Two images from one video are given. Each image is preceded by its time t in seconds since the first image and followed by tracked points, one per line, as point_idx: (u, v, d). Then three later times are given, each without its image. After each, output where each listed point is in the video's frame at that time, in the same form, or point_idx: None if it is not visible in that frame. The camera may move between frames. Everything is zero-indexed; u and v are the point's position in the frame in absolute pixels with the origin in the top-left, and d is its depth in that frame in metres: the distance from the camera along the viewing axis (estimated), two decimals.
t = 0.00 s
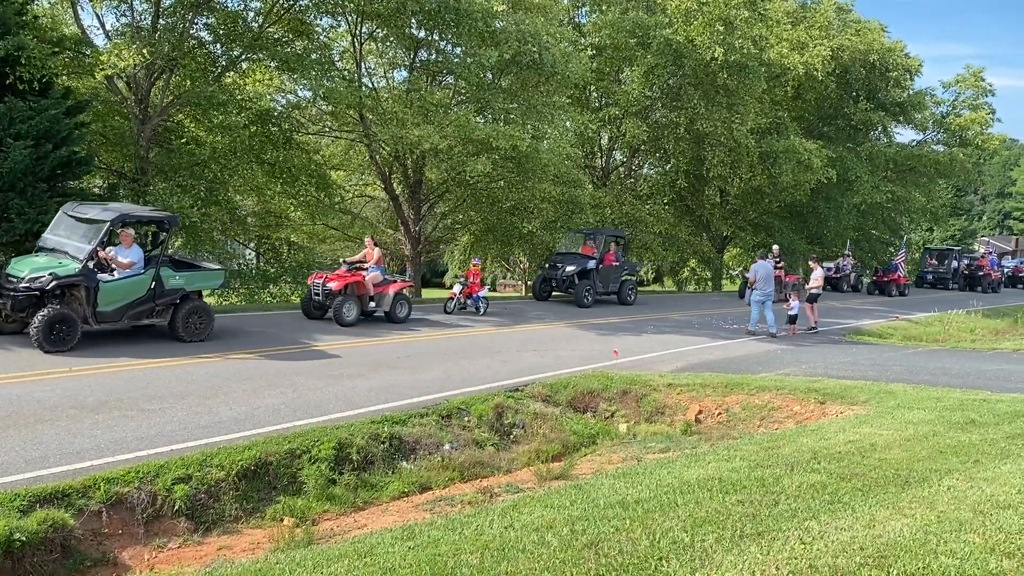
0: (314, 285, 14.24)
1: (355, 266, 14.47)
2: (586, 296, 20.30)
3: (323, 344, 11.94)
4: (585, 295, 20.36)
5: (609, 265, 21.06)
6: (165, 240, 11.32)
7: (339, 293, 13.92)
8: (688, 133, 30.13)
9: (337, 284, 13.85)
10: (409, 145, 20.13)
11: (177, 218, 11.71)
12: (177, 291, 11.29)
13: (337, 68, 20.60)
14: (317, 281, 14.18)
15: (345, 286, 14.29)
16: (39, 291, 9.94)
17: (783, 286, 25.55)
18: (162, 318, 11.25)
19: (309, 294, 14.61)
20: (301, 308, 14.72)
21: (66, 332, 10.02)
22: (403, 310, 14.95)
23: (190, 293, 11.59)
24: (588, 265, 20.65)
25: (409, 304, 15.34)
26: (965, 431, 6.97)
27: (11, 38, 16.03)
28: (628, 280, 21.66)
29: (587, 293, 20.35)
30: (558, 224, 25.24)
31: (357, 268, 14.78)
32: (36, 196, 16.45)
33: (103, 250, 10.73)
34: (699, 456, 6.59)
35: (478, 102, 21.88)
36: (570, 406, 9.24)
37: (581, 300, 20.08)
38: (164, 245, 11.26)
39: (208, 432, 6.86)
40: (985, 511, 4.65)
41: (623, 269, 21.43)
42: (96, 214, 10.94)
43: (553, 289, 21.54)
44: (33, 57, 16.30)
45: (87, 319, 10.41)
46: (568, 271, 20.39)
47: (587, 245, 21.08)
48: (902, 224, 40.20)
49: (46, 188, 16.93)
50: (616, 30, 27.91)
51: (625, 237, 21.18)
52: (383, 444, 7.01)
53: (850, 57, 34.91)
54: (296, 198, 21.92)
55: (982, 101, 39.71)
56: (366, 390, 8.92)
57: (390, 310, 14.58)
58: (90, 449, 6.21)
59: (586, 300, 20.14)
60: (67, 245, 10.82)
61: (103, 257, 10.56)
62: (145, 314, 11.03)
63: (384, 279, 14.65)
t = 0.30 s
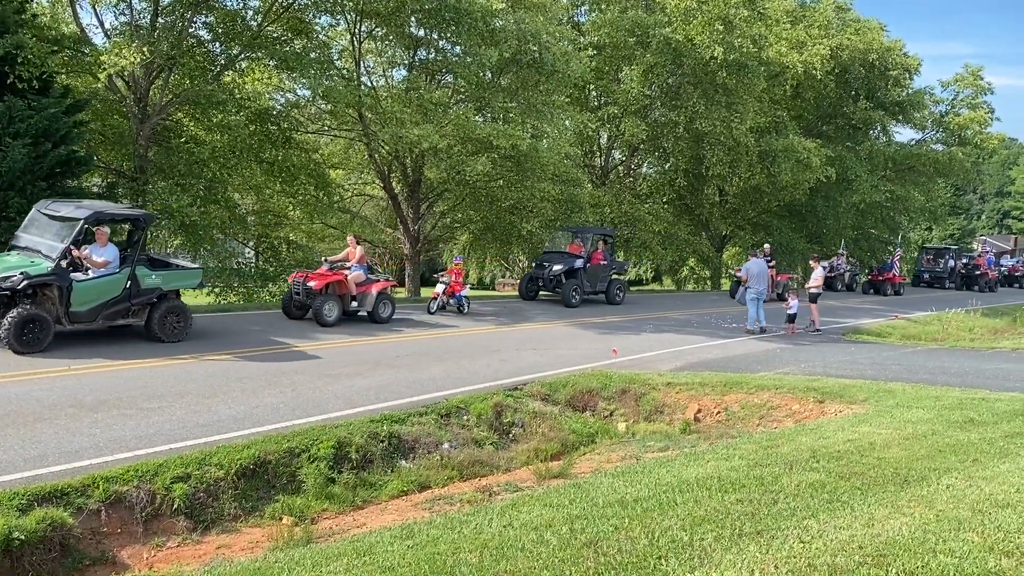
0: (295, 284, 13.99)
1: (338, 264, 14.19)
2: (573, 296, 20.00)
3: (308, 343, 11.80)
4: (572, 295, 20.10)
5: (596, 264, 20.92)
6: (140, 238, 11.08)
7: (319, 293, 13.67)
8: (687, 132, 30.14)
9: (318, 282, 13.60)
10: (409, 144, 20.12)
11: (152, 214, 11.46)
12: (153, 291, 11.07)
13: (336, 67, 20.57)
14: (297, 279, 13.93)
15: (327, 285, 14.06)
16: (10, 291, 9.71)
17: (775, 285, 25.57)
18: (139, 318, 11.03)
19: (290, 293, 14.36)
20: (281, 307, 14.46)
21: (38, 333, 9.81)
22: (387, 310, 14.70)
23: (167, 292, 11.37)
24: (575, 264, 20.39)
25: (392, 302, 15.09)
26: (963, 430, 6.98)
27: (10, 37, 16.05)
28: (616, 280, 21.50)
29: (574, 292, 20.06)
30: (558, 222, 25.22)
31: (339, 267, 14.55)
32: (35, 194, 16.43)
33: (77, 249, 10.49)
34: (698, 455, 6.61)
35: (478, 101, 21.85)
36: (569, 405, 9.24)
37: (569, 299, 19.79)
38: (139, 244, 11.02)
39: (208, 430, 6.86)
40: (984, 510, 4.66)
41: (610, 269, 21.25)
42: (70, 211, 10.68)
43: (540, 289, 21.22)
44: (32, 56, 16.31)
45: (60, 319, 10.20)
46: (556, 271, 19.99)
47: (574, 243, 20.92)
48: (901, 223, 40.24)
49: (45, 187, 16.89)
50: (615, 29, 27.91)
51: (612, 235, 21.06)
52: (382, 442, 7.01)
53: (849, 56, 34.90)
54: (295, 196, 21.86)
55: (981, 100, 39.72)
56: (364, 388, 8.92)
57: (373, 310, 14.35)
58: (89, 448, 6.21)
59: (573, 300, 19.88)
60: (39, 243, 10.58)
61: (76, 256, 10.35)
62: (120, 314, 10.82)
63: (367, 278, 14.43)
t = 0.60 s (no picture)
0: (274, 283, 13.78)
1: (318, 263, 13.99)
2: (562, 296, 19.63)
3: (286, 344, 11.59)
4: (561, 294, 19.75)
5: (585, 263, 20.74)
6: (114, 237, 10.88)
7: (298, 292, 13.46)
8: (686, 131, 30.17)
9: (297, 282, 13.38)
10: (409, 144, 20.15)
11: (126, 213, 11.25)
12: (128, 291, 10.87)
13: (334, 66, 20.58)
14: (277, 278, 13.71)
15: (306, 284, 13.84)
16: None
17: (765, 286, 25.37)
18: (114, 319, 10.85)
19: (269, 292, 14.15)
20: (261, 307, 14.25)
21: (8, 333, 9.67)
22: (368, 310, 14.49)
23: (143, 292, 11.16)
24: (563, 264, 20.13)
25: (374, 301, 14.87)
26: (962, 429, 7.00)
27: (9, 36, 16.04)
28: (605, 279, 21.25)
29: (563, 292, 19.72)
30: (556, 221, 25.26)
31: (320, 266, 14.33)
32: (34, 193, 16.39)
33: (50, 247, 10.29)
34: (697, 454, 6.62)
35: (478, 100, 21.87)
36: (567, 404, 9.24)
37: (557, 298, 19.40)
38: (114, 243, 10.84)
39: (207, 429, 6.86)
40: (983, 509, 4.67)
41: (599, 268, 21.04)
42: (42, 209, 10.43)
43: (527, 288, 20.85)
44: (31, 54, 16.28)
45: (31, 320, 10.01)
46: (545, 269, 19.64)
47: (563, 242, 20.74)
48: (899, 222, 40.32)
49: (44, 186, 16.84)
50: (614, 28, 27.94)
51: (600, 234, 20.94)
52: (381, 441, 7.01)
53: (848, 55, 34.94)
54: (293, 195, 21.90)
55: (979, 99, 39.81)
56: (363, 387, 8.93)
57: (353, 310, 14.12)
58: (88, 446, 6.21)
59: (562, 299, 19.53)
60: (9, 241, 10.31)
61: (49, 255, 10.26)
62: (94, 315, 10.63)
63: (348, 277, 14.21)
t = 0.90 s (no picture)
0: (251, 283, 13.46)
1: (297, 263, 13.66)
2: (551, 296, 19.46)
3: (263, 344, 11.36)
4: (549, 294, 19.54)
5: (574, 263, 20.44)
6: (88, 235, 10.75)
7: (275, 293, 13.15)
8: (685, 131, 30.15)
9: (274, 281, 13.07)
10: (409, 144, 20.16)
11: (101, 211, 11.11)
12: (102, 290, 10.73)
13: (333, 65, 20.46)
14: (254, 278, 13.41)
15: (284, 285, 13.54)
16: None
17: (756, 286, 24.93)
18: (88, 319, 10.70)
19: (246, 292, 13.84)
20: (238, 308, 13.95)
21: None
22: (349, 310, 14.18)
23: (117, 292, 11.03)
24: (552, 263, 19.84)
25: (355, 301, 14.58)
26: (960, 428, 7.01)
27: (8, 35, 16.06)
28: (594, 278, 21.04)
29: (551, 292, 19.52)
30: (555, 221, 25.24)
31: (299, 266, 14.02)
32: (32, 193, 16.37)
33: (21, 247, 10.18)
34: (695, 453, 6.62)
35: (476, 99, 21.86)
36: (566, 403, 9.24)
37: (545, 298, 19.24)
38: (87, 241, 10.70)
39: (204, 429, 6.85)
40: (980, 507, 4.67)
41: (588, 267, 20.77)
42: (13, 207, 10.27)
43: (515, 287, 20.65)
44: (31, 53, 16.26)
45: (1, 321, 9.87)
46: (533, 268, 19.44)
47: (552, 241, 20.38)
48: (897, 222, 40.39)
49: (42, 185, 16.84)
50: (613, 27, 27.96)
51: (591, 233, 20.54)
52: (380, 441, 7.00)
53: (847, 55, 34.98)
54: (292, 194, 21.68)
55: (977, 99, 39.88)
56: (362, 386, 8.94)
57: (333, 310, 13.81)
58: (86, 445, 6.21)
59: (550, 300, 19.34)
60: None
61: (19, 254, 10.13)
62: (67, 315, 10.48)
63: (327, 277, 13.91)
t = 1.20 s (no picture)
0: (229, 283, 13.20)
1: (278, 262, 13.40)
2: (540, 296, 19.06)
3: (246, 345, 11.22)
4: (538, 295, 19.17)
5: (563, 262, 20.13)
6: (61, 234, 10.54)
7: (254, 293, 12.89)
8: (683, 130, 30.16)
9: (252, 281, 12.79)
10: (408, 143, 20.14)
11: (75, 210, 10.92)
12: (74, 291, 10.47)
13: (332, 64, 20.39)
14: (232, 278, 13.13)
15: (263, 285, 13.26)
16: None
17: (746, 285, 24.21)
18: (60, 321, 10.41)
19: (225, 292, 13.57)
20: (217, 308, 13.66)
21: None
22: (330, 311, 13.89)
23: (90, 292, 10.77)
24: (540, 263, 19.49)
25: (338, 301, 14.35)
26: (958, 427, 7.01)
27: (6, 34, 16.04)
28: (585, 278, 20.76)
29: (539, 292, 19.13)
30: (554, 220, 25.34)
31: (279, 265, 13.74)
32: (29, 193, 16.35)
33: None
34: (694, 452, 6.62)
35: (475, 98, 21.84)
36: (565, 403, 9.24)
37: (533, 298, 18.87)
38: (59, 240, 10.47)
39: (200, 428, 6.84)
40: (978, 507, 4.68)
41: (579, 267, 20.47)
42: None
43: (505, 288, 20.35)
44: (29, 53, 16.23)
45: None
46: (522, 267, 19.20)
47: (541, 241, 20.04)
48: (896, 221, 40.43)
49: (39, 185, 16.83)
50: (612, 27, 27.97)
51: (581, 233, 20.15)
52: (378, 440, 7.00)
53: (845, 54, 35.01)
54: (291, 194, 21.60)
55: (975, 98, 39.91)
56: (361, 386, 8.93)
57: (314, 310, 13.57)
58: (84, 445, 6.20)
59: (539, 299, 18.98)
60: None
61: None
62: (38, 316, 10.23)
63: (308, 277, 13.63)
